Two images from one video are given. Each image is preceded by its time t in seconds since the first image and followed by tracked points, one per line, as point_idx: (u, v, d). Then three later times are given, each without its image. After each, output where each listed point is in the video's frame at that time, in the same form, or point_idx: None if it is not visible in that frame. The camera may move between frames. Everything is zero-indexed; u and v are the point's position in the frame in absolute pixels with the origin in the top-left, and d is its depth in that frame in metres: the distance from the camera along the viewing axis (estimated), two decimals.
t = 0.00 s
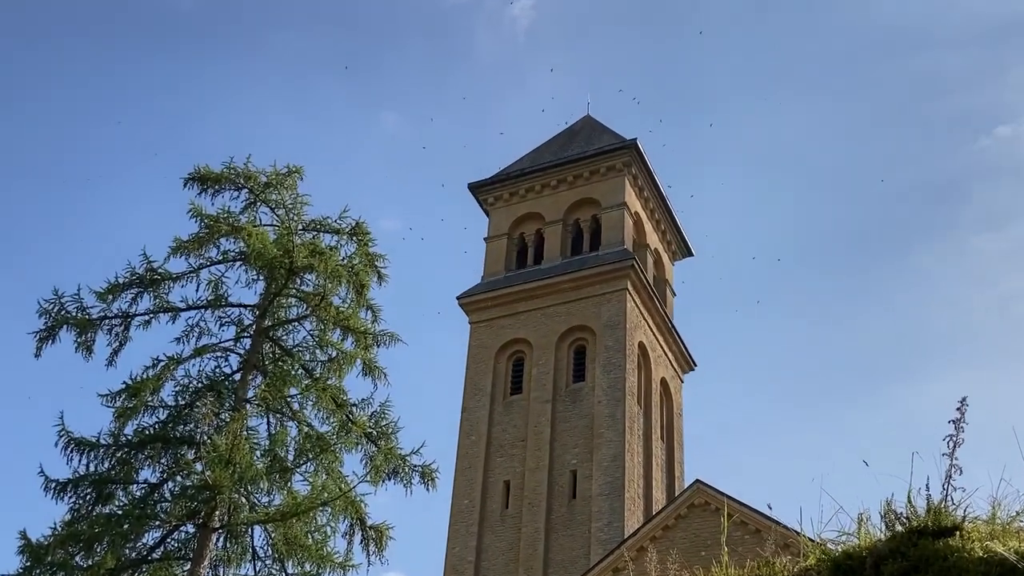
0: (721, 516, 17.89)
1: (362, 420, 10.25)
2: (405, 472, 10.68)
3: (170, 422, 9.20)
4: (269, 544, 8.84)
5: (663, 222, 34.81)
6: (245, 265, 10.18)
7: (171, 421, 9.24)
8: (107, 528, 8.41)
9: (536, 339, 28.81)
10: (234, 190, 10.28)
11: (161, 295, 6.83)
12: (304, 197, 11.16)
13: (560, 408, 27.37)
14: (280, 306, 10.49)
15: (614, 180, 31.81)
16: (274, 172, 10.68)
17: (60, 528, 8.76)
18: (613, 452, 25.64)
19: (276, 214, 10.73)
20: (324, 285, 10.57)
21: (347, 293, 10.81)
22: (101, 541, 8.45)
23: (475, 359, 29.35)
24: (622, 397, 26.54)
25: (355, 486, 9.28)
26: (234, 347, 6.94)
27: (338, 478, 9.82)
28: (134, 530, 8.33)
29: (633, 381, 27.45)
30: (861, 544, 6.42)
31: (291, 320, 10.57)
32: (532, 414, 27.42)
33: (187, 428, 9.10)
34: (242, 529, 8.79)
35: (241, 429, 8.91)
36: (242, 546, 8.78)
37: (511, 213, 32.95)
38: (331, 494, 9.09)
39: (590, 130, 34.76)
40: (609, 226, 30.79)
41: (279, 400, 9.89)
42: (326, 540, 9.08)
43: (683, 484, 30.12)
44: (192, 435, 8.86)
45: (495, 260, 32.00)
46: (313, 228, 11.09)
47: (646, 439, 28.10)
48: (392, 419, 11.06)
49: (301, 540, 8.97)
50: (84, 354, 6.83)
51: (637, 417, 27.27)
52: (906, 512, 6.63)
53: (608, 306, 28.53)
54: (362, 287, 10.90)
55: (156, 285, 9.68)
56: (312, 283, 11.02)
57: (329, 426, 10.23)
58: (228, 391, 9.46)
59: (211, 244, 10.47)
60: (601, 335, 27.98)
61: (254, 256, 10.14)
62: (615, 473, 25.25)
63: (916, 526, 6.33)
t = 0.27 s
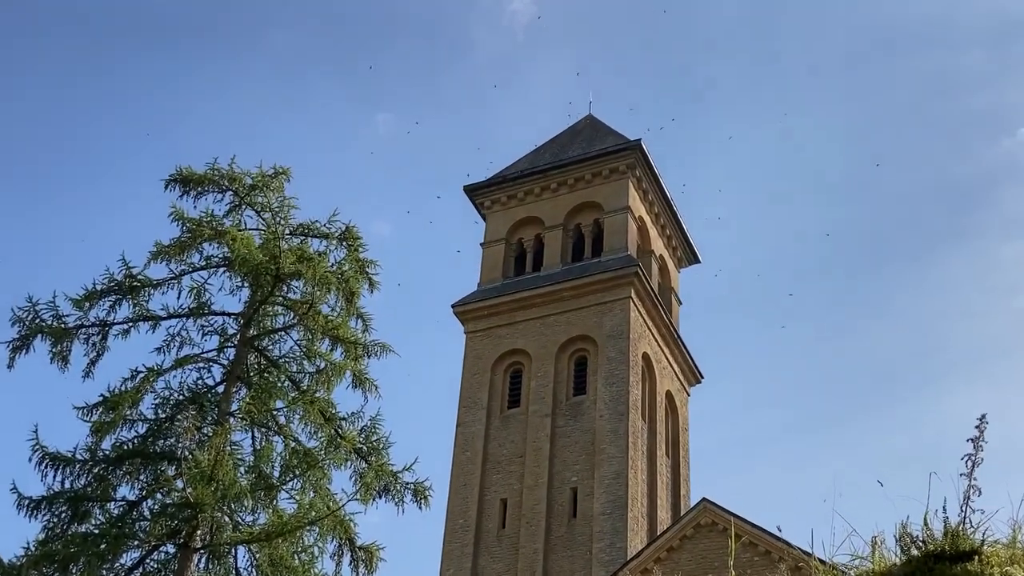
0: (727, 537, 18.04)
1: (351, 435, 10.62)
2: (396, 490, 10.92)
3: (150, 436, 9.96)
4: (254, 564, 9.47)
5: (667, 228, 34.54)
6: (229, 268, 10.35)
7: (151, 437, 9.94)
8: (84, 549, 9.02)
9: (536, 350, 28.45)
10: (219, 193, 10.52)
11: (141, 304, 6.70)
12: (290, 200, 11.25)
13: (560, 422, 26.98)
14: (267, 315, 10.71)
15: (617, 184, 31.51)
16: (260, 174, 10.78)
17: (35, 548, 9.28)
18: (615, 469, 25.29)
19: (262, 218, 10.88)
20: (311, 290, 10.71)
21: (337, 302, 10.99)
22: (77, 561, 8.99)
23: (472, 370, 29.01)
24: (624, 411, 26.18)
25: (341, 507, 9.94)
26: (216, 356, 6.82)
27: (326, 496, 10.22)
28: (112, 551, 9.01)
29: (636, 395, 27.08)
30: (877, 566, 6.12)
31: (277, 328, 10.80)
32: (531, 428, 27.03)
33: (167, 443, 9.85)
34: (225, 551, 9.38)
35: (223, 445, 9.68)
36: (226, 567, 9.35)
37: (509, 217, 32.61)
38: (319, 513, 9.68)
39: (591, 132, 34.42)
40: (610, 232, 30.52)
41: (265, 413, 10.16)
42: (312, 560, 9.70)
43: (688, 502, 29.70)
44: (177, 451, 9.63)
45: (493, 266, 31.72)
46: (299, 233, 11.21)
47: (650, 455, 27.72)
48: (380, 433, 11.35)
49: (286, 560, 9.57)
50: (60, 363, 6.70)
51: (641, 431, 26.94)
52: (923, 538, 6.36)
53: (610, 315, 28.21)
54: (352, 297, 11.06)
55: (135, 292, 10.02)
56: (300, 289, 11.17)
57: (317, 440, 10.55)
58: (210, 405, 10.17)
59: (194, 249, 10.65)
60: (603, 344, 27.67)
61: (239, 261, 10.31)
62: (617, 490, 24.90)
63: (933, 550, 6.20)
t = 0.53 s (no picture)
0: (726, 546, 17.99)
1: (346, 444, 10.56)
2: (392, 499, 10.86)
3: (143, 444, 9.91)
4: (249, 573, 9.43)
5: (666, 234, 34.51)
6: (223, 273, 10.30)
7: (144, 444, 9.91)
8: (76, 557, 8.98)
9: (533, 357, 28.40)
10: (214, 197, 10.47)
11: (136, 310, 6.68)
12: (286, 205, 11.21)
13: (557, 430, 26.92)
14: (261, 322, 10.66)
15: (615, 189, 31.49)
16: (256, 179, 10.74)
17: (27, 556, 9.23)
18: (612, 478, 25.19)
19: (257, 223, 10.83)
20: (307, 296, 10.66)
21: (333, 308, 10.94)
22: (69, 570, 8.94)
23: (470, 378, 28.96)
24: (622, 419, 26.11)
25: (335, 515, 9.91)
26: (210, 363, 6.77)
27: (321, 505, 10.19)
28: (104, 558, 8.98)
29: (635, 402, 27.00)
30: (879, 572, 6.08)
31: (272, 335, 10.77)
32: (528, 437, 26.95)
33: (160, 451, 9.80)
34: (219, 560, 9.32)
35: (217, 452, 9.65)
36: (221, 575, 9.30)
37: (507, 222, 32.59)
38: (313, 521, 9.65)
39: (590, 137, 34.38)
40: (609, 238, 30.48)
41: (260, 421, 10.14)
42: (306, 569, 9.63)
43: (687, 512, 29.54)
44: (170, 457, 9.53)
45: (490, 272, 31.69)
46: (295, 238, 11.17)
47: (648, 463, 27.65)
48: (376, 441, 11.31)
49: (279, 568, 9.52)
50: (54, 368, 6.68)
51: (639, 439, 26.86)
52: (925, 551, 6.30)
53: (608, 322, 28.17)
54: (348, 303, 11.01)
55: (129, 299, 10.01)
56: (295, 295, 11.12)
57: (312, 448, 10.48)
58: (204, 412, 10.12)
59: (188, 255, 10.62)
60: (601, 351, 27.61)
61: (235, 266, 10.27)
62: (615, 500, 24.80)
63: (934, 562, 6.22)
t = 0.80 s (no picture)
0: (727, 557, 17.80)
1: (339, 452, 10.40)
2: (385, 507, 10.72)
3: (130, 452, 9.77)
4: None
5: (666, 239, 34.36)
6: (213, 278, 10.16)
7: (132, 452, 9.78)
8: (62, 568, 8.85)
9: (530, 364, 28.27)
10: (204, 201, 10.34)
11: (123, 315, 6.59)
12: (278, 208, 11.08)
13: (555, 439, 26.74)
14: (252, 327, 10.54)
15: (614, 193, 31.36)
16: (247, 181, 10.62)
17: (11, 567, 9.10)
18: (611, 488, 25.01)
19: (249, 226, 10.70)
20: (298, 301, 10.51)
21: (325, 313, 10.81)
22: None
23: (465, 384, 28.84)
24: (621, 427, 25.93)
25: (327, 525, 9.76)
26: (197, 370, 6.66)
27: (313, 515, 10.04)
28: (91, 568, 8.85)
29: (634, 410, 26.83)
30: None
31: (263, 340, 10.63)
32: (525, 446, 26.77)
33: (148, 459, 9.66)
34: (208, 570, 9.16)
35: (206, 460, 9.51)
36: None
37: (504, 227, 32.48)
38: (304, 531, 9.51)
39: (589, 140, 34.27)
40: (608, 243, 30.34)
41: (250, 429, 10.01)
42: None
43: (687, 522, 29.29)
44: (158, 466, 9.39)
45: (486, 277, 31.57)
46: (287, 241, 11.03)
47: (647, 473, 27.47)
48: (369, 450, 11.17)
49: None
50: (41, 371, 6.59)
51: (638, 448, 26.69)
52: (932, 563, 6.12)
53: (607, 328, 28.01)
54: (341, 308, 10.87)
55: (117, 304, 9.90)
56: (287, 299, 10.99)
57: (304, 456, 10.33)
58: (194, 420, 9.98)
59: (178, 258, 10.49)
60: (600, 359, 27.45)
61: (225, 271, 10.13)
62: (613, 510, 24.61)
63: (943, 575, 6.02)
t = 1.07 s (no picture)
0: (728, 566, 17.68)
1: (332, 460, 10.29)
2: (379, 515, 10.61)
3: (119, 458, 9.66)
4: None
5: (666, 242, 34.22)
6: (204, 282, 10.04)
7: (121, 458, 9.67)
8: None
9: (527, 369, 28.14)
10: (195, 202, 10.21)
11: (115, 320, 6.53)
12: (270, 210, 10.95)
13: (552, 446, 26.60)
14: (244, 332, 10.43)
15: (613, 197, 31.25)
16: (239, 183, 10.50)
17: None
18: (609, 497, 24.87)
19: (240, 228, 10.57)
20: (291, 304, 10.40)
21: (318, 318, 10.70)
22: None
23: (462, 390, 28.69)
24: (620, 435, 25.79)
25: (320, 535, 9.66)
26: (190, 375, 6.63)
27: (305, 524, 9.93)
28: None
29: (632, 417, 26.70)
30: None
31: (255, 345, 10.50)
32: (522, 454, 26.63)
33: (137, 466, 9.57)
34: None
35: (195, 468, 9.50)
36: None
37: (501, 230, 32.33)
38: (296, 541, 9.42)
39: (587, 142, 34.14)
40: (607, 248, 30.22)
41: (241, 437, 9.90)
42: None
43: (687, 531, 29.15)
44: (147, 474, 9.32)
45: (483, 281, 31.44)
46: (279, 243, 10.90)
47: (648, 482, 27.35)
48: (363, 457, 11.07)
49: None
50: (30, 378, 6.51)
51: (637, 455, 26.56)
52: None
53: (605, 333, 27.90)
54: (334, 312, 10.76)
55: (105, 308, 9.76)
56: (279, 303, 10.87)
57: (296, 464, 10.22)
58: (184, 426, 9.89)
59: (168, 261, 10.38)
60: (598, 364, 27.33)
61: (216, 274, 10.01)
62: (611, 519, 24.47)
63: None
